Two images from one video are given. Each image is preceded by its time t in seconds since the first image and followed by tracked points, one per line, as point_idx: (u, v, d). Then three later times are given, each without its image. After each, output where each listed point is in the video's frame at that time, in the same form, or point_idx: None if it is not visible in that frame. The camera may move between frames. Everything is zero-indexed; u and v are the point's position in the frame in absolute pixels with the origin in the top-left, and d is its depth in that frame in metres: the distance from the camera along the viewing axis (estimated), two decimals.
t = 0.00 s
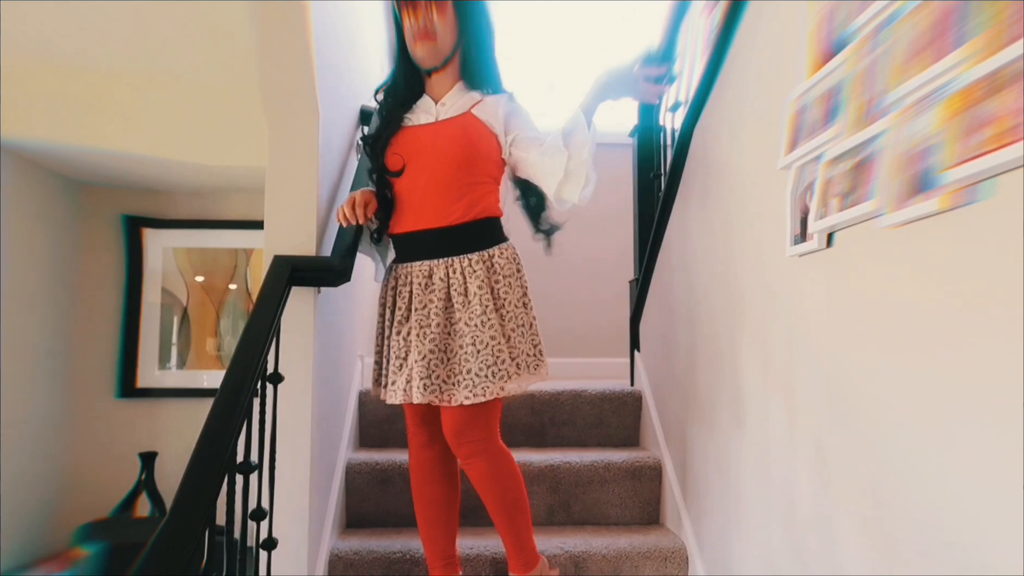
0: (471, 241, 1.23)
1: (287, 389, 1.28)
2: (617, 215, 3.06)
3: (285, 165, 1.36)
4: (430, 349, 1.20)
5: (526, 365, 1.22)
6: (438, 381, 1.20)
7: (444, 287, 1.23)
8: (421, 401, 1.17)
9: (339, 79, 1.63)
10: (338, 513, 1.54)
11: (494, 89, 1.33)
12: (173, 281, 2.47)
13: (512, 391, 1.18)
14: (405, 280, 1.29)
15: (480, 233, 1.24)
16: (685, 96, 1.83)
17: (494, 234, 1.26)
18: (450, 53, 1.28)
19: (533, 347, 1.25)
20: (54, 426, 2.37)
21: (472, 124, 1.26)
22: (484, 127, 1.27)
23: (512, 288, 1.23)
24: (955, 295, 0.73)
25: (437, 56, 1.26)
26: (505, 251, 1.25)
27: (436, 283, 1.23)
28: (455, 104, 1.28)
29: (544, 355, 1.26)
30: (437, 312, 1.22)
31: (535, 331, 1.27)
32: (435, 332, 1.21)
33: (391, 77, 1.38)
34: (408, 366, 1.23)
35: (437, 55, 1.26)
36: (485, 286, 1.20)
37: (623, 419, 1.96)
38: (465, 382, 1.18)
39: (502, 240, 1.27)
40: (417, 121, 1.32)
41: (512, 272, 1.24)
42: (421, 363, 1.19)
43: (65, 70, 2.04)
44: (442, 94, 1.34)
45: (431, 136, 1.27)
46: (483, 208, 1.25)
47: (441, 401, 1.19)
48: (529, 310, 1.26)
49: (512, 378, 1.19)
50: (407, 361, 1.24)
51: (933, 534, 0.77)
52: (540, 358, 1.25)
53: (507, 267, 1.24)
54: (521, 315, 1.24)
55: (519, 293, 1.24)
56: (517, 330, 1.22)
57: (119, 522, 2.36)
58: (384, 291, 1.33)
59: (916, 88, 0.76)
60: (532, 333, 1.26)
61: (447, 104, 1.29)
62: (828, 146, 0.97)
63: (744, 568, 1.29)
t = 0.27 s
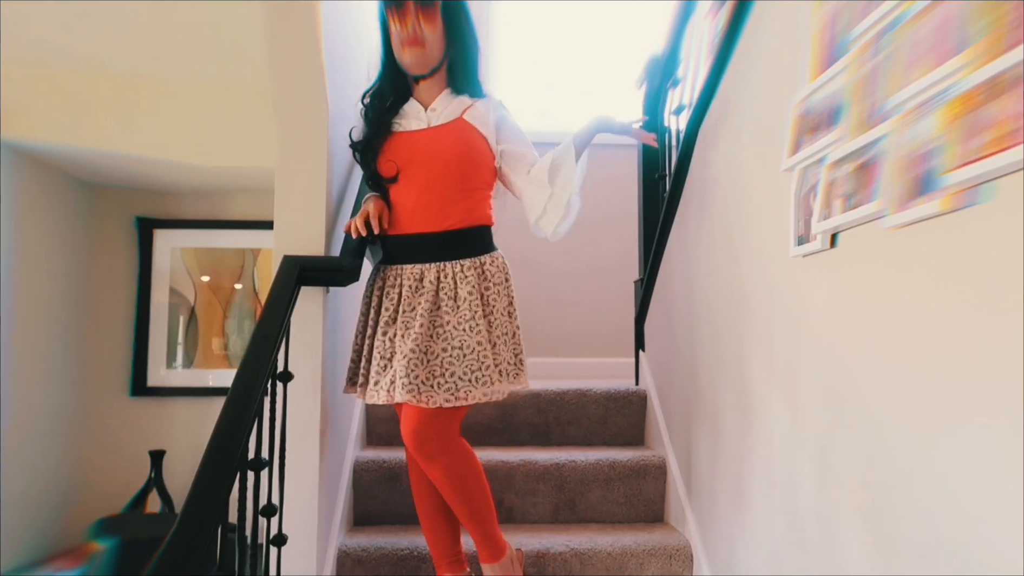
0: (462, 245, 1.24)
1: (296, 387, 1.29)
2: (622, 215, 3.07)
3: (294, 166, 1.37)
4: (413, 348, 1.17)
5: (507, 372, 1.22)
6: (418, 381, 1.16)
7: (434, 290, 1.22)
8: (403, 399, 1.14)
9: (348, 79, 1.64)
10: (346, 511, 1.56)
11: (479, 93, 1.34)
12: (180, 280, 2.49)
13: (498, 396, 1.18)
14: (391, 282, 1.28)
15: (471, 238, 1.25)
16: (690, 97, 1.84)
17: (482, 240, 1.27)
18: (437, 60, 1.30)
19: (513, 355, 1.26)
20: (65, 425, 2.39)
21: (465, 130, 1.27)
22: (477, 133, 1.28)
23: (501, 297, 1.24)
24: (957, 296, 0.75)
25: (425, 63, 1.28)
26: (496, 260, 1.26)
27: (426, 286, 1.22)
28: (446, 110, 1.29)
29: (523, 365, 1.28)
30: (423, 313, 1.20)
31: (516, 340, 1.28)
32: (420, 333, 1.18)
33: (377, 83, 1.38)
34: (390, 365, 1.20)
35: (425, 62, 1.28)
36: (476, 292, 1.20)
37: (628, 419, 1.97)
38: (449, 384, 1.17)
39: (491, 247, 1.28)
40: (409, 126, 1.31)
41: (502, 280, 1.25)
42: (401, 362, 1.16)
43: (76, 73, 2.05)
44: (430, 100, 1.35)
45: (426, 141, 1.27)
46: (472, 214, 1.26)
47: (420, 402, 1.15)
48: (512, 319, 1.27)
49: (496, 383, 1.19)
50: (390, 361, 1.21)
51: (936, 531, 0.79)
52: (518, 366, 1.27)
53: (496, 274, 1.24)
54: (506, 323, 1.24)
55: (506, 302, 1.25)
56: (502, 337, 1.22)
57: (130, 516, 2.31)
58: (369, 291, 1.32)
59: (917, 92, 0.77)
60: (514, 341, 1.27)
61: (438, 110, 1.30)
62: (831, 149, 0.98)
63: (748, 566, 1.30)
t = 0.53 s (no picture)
0: (467, 243, 1.26)
1: (303, 385, 1.31)
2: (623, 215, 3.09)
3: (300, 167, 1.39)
4: (412, 342, 1.17)
5: (500, 369, 1.24)
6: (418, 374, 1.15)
7: (436, 288, 1.23)
8: (401, 391, 1.13)
9: (353, 80, 1.66)
10: (352, 508, 1.58)
11: (476, 93, 1.37)
12: (185, 279, 2.51)
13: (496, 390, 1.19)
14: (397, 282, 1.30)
15: (476, 236, 1.27)
16: (690, 100, 1.87)
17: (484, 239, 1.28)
18: (439, 70, 1.33)
19: (509, 351, 1.27)
20: (72, 425, 2.40)
21: (464, 129, 1.29)
22: (477, 132, 1.30)
23: (503, 294, 1.26)
24: (953, 294, 0.76)
25: (427, 72, 1.31)
26: (500, 259, 1.28)
27: (431, 283, 1.24)
28: (445, 111, 1.31)
29: (518, 362, 1.28)
30: (424, 309, 1.21)
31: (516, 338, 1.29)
32: (420, 328, 1.19)
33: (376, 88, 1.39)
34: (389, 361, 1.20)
35: (426, 70, 1.31)
36: (477, 289, 1.22)
37: (629, 416, 1.99)
38: (447, 377, 1.17)
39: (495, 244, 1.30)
40: (410, 129, 1.33)
41: (505, 279, 1.27)
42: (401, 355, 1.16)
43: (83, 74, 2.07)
44: (428, 103, 1.37)
45: (429, 140, 1.29)
46: (475, 212, 1.28)
47: (419, 394, 1.14)
48: (513, 317, 1.29)
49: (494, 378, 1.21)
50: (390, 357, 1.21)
51: (934, 523, 0.80)
52: (514, 364, 1.27)
53: (501, 273, 1.26)
54: (506, 321, 1.26)
55: (507, 300, 1.27)
56: (499, 334, 1.25)
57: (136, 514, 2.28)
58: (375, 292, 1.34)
59: (907, 99, 0.79)
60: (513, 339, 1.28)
61: (438, 112, 1.32)
62: (823, 153, 1.00)
63: (748, 561, 1.32)
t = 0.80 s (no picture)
0: (475, 243, 1.28)
1: (312, 383, 1.33)
2: (626, 214, 3.11)
3: (309, 169, 1.41)
4: (417, 339, 1.19)
5: (512, 366, 1.26)
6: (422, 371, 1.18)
7: (442, 287, 1.25)
8: (404, 388, 1.15)
9: (360, 83, 1.68)
10: (359, 505, 1.60)
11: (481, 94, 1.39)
12: (193, 279, 2.53)
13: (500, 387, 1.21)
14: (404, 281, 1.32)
15: (483, 236, 1.29)
16: (692, 101, 1.89)
17: (491, 239, 1.30)
18: (445, 74, 1.36)
19: (521, 348, 1.29)
20: (82, 423, 2.43)
21: (470, 129, 1.30)
22: (480, 133, 1.31)
23: (508, 292, 1.28)
24: (952, 293, 0.78)
25: (433, 76, 1.34)
26: (505, 257, 1.30)
27: (436, 282, 1.26)
28: (450, 113, 1.33)
29: (531, 359, 1.30)
30: (430, 307, 1.23)
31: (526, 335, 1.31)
32: (426, 325, 1.21)
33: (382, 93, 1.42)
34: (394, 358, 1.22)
35: (432, 74, 1.33)
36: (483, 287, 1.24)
37: (632, 414, 2.01)
38: (452, 375, 1.19)
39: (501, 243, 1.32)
40: (416, 130, 1.34)
41: (510, 277, 1.29)
42: (405, 353, 1.18)
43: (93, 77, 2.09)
44: (434, 103, 1.38)
45: (432, 142, 1.31)
46: (482, 212, 1.30)
47: (422, 391, 1.16)
48: (520, 315, 1.31)
49: (499, 374, 1.23)
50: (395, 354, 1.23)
51: (934, 519, 0.82)
52: (526, 361, 1.30)
53: (507, 272, 1.29)
54: (513, 319, 1.28)
55: (513, 298, 1.29)
56: (508, 332, 1.27)
57: (143, 516, 2.34)
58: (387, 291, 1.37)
59: (900, 109, 0.82)
60: (522, 336, 1.30)
61: (442, 113, 1.34)
62: (820, 158, 1.02)
63: (751, 557, 1.34)
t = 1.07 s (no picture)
0: (482, 241, 1.30)
1: (323, 381, 1.35)
2: (632, 214, 3.12)
3: (318, 170, 1.43)
4: (426, 331, 1.22)
5: (522, 363, 1.27)
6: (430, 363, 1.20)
7: (452, 282, 1.28)
8: (411, 378, 1.18)
9: (368, 84, 1.70)
10: (368, 501, 1.62)
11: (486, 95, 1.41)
12: (202, 278, 2.56)
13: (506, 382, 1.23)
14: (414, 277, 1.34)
15: (490, 234, 1.30)
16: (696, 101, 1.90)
17: (498, 238, 1.32)
18: (451, 76, 1.38)
19: (532, 346, 1.29)
20: (94, 421, 2.46)
21: (476, 127, 1.33)
22: (485, 130, 1.33)
23: (517, 291, 1.30)
24: (952, 292, 0.79)
25: (440, 77, 1.36)
26: (513, 257, 1.32)
27: (446, 279, 1.28)
28: (456, 112, 1.35)
29: (542, 358, 1.31)
30: (440, 301, 1.25)
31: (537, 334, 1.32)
32: (435, 319, 1.23)
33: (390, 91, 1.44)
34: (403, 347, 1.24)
35: (439, 75, 1.36)
36: (491, 284, 1.26)
37: (638, 412, 2.03)
38: (459, 368, 1.22)
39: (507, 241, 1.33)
40: (423, 129, 1.37)
41: (518, 276, 1.30)
42: (413, 346, 1.20)
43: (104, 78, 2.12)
44: (439, 104, 1.41)
45: (440, 141, 1.33)
46: (489, 210, 1.31)
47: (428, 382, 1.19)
48: (530, 313, 1.32)
49: (506, 370, 1.24)
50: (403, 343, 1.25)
51: (936, 513, 0.83)
52: (537, 359, 1.30)
53: (516, 270, 1.30)
54: (523, 317, 1.30)
55: (522, 296, 1.31)
56: (519, 329, 1.28)
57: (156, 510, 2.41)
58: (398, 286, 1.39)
59: (899, 112, 0.83)
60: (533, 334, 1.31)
61: (448, 111, 1.36)
62: (821, 160, 1.04)
63: (755, 552, 1.35)
